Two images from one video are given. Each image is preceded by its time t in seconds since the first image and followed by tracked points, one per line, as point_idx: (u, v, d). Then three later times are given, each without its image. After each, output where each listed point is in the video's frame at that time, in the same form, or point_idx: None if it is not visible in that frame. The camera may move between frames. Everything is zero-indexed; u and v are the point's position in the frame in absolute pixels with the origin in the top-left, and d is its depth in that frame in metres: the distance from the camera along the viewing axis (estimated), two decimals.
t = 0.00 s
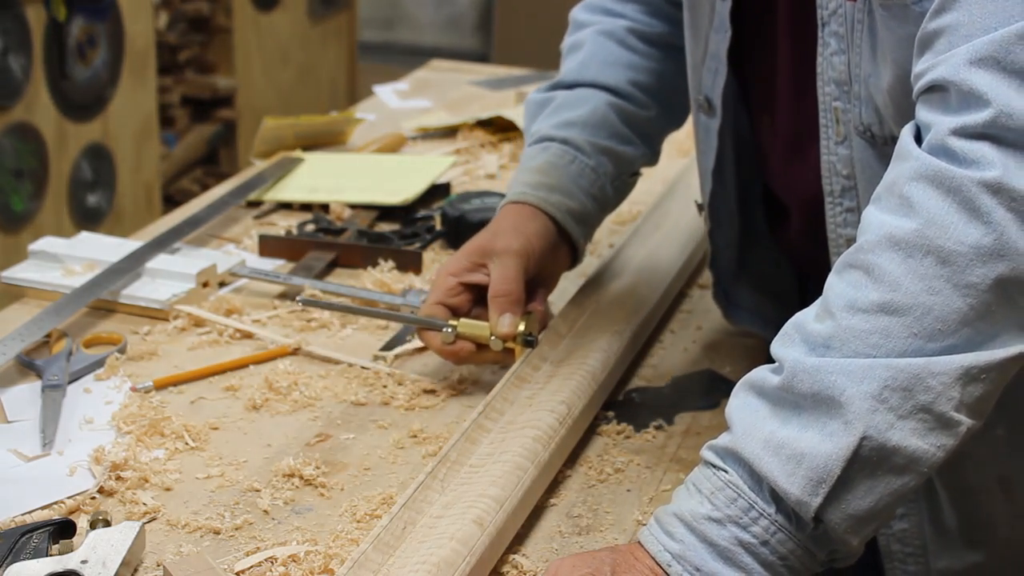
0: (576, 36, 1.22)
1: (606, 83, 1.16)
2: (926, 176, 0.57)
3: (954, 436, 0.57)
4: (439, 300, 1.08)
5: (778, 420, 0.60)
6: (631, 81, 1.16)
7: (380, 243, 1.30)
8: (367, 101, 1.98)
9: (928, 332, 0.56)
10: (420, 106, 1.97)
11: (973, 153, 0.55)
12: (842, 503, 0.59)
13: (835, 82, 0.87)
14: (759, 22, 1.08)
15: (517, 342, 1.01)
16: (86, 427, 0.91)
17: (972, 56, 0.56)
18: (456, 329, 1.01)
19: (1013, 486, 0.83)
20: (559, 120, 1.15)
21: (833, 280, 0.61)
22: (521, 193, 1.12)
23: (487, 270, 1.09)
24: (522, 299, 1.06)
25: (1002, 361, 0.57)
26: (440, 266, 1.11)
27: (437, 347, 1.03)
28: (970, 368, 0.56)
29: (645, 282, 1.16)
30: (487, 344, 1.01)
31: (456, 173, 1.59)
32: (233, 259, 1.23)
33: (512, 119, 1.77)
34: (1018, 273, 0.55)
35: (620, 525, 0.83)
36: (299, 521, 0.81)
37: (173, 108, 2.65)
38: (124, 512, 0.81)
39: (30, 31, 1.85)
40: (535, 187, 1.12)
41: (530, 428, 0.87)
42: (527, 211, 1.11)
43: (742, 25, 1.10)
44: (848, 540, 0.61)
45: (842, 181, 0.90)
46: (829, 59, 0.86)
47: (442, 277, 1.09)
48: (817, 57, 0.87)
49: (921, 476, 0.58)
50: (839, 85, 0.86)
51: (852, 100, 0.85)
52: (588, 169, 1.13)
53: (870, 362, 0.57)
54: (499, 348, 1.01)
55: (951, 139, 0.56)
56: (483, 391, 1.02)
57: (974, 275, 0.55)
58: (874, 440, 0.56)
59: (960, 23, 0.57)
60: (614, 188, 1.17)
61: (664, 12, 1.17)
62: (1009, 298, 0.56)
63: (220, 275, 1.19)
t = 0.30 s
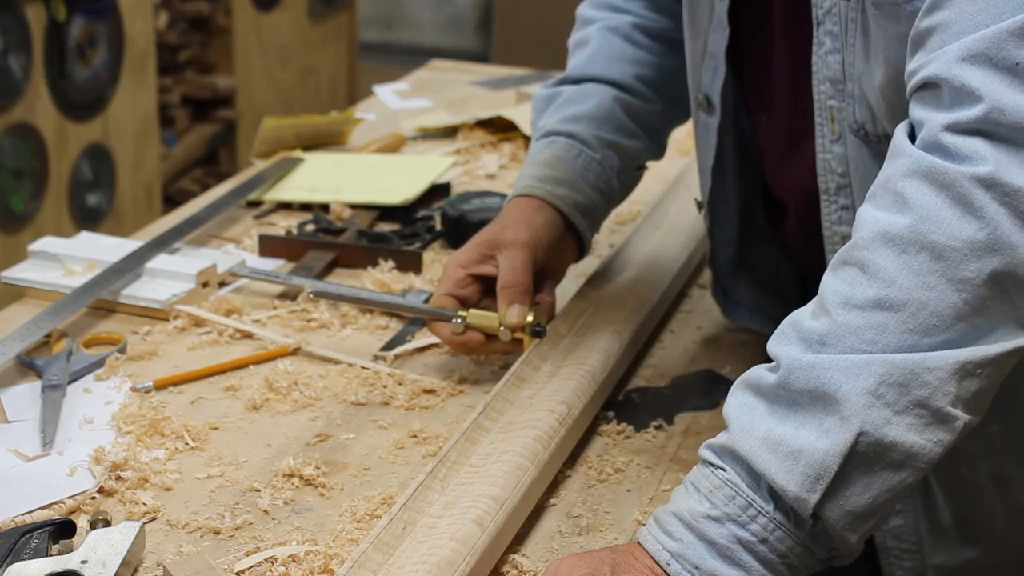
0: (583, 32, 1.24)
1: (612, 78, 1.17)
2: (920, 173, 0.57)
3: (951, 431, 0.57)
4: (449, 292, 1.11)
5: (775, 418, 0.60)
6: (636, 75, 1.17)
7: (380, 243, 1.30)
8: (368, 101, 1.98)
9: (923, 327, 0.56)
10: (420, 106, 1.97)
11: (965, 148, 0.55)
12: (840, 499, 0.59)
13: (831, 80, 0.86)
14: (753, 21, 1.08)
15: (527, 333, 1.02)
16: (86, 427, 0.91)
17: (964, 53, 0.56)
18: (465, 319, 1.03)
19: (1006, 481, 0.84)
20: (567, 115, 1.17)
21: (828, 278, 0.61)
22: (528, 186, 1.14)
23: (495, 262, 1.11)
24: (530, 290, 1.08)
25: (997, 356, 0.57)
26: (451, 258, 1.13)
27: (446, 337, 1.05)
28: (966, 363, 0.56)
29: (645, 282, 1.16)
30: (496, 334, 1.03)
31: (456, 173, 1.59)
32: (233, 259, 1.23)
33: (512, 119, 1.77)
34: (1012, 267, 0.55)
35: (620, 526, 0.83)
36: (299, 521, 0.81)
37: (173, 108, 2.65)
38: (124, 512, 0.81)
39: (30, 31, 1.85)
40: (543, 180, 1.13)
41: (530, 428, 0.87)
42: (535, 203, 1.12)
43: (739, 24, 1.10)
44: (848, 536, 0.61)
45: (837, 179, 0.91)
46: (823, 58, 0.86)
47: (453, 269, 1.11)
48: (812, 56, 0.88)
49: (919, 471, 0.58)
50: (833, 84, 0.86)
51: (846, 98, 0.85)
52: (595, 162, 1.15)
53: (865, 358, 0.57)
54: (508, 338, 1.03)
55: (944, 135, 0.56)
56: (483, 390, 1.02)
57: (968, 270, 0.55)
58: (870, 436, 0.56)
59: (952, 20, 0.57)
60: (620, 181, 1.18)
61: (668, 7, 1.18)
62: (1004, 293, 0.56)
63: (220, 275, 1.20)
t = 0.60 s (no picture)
0: (590, 26, 1.27)
1: (619, 71, 1.20)
2: (913, 169, 0.57)
3: (947, 426, 0.57)
4: (461, 280, 1.13)
5: (771, 414, 0.60)
6: (642, 67, 1.20)
7: (380, 243, 1.30)
8: (368, 101, 1.98)
9: (918, 321, 0.56)
10: (421, 106, 1.97)
11: (957, 144, 0.56)
12: (837, 494, 0.59)
13: (823, 79, 0.87)
14: (745, 18, 1.08)
15: (538, 320, 1.05)
16: (86, 427, 0.91)
17: (955, 50, 0.56)
18: (478, 307, 1.05)
19: (999, 478, 0.83)
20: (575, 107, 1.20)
21: (823, 275, 0.61)
22: (537, 177, 1.16)
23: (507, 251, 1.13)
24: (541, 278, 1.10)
25: (993, 350, 0.57)
26: (464, 246, 1.16)
27: (458, 325, 1.07)
28: (961, 357, 0.56)
29: (643, 281, 1.16)
30: (508, 322, 1.05)
31: (456, 173, 1.59)
32: (233, 259, 1.23)
33: (512, 119, 1.77)
34: (1006, 261, 0.55)
35: (620, 526, 0.83)
36: (299, 521, 0.81)
37: (173, 108, 2.65)
38: (124, 512, 0.81)
39: (30, 31, 1.85)
40: (551, 171, 1.16)
41: (530, 428, 0.87)
42: (544, 193, 1.15)
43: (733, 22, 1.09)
44: (846, 533, 0.60)
45: (830, 176, 0.91)
46: (816, 58, 0.86)
47: (464, 258, 1.13)
48: (805, 56, 0.88)
49: (916, 467, 0.58)
50: (827, 83, 0.86)
51: (839, 97, 0.85)
52: (603, 153, 1.17)
53: (860, 353, 0.57)
54: (520, 326, 1.05)
55: (936, 132, 0.57)
56: (483, 390, 1.02)
57: (962, 264, 0.55)
58: (866, 431, 0.56)
59: (942, 19, 0.57)
60: (628, 171, 1.21)
61: None
62: (999, 287, 0.56)
63: (220, 275, 1.20)
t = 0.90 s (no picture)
0: (598, 18, 1.29)
1: (627, 62, 1.22)
2: (907, 164, 0.57)
3: (944, 419, 0.57)
4: (475, 268, 1.14)
5: (769, 410, 0.60)
6: (650, 58, 1.22)
7: (380, 243, 1.30)
8: (368, 101, 1.98)
9: (913, 314, 0.56)
10: (420, 106, 1.97)
11: (949, 140, 0.56)
12: (836, 488, 0.59)
13: (819, 78, 0.86)
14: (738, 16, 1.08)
15: (550, 306, 1.07)
16: (86, 427, 0.91)
17: (946, 48, 0.56)
18: (492, 293, 1.06)
19: (995, 470, 0.83)
20: (584, 97, 1.22)
21: (820, 271, 0.61)
22: (548, 166, 1.18)
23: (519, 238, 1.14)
24: (553, 266, 1.12)
25: (990, 343, 0.57)
26: (477, 235, 1.17)
27: (472, 311, 1.08)
28: (957, 350, 0.56)
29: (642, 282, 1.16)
30: (521, 308, 1.06)
31: (456, 173, 1.59)
32: (233, 259, 1.23)
33: (512, 119, 1.77)
34: (1001, 253, 0.54)
35: (620, 526, 0.83)
36: (299, 521, 0.81)
37: (173, 108, 2.65)
38: (124, 512, 0.81)
39: (30, 31, 1.85)
40: (562, 160, 1.18)
41: (530, 428, 0.87)
42: (555, 182, 1.17)
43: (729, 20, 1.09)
44: (846, 528, 0.60)
45: (825, 175, 0.92)
46: (811, 57, 0.86)
47: (478, 245, 1.15)
48: (802, 54, 0.88)
49: (914, 460, 0.57)
50: (822, 81, 0.86)
51: (835, 96, 0.85)
52: (613, 143, 1.19)
53: (855, 347, 0.57)
54: (532, 312, 1.07)
55: (928, 128, 0.57)
56: (483, 389, 1.02)
57: (956, 257, 0.55)
58: (862, 424, 0.56)
59: (934, 17, 0.57)
60: (638, 160, 1.22)
61: None
62: (995, 280, 0.55)
63: (220, 275, 1.20)
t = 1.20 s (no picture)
0: (607, 9, 1.29)
1: (635, 55, 1.23)
2: (903, 158, 0.57)
3: (943, 413, 0.57)
4: (485, 259, 1.17)
5: (768, 405, 0.60)
6: (658, 51, 1.23)
7: (380, 243, 1.30)
8: (368, 101, 1.98)
9: (910, 307, 0.56)
10: (420, 106, 1.97)
11: (945, 134, 0.56)
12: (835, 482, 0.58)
13: (821, 76, 0.86)
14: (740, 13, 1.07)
15: (559, 296, 1.10)
16: (86, 427, 0.91)
17: (942, 45, 0.56)
18: (502, 283, 1.10)
19: (999, 464, 0.84)
20: (593, 90, 1.24)
21: (816, 267, 0.61)
22: (556, 159, 1.21)
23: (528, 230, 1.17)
24: (562, 256, 1.15)
25: (987, 336, 0.56)
26: (486, 227, 1.20)
27: (483, 302, 1.12)
28: (954, 343, 0.56)
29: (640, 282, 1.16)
30: (530, 298, 1.10)
31: (456, 173, 1.59)
32: (233, 259, 1.23)
33: (512, 119, 1.77)
34: (997, 245, 0.54)
35: (620, 526, 0.83)
36: (299, 521, 0.81)
37: (173, 108, 2.65)
38: (124, 512, 0.81)
39: (30, 31, 1.85)
40: (569, 154, 1.21)
41: (530, 428, 0.87)
42: (563, 175, 1.20)
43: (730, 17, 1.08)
44: (846, 524, 0.60)
45: (828, 171, 0.91)
46: (814, 55, 0.85)
47: (487, 237, 1.18)
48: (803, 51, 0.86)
49: (913, 455, 0.57)
50: (824, 79, 0.85)
51: (837, 94, 0.85)
52: (620, 135, 1.21)
53: (852, 340, 0.57)
54: (542, 301, 1.10)
55: (924, 122, 0.57)
56: (483, 389, 1.02)
57: (953, 249, 0.55)
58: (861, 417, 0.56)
59: (930, 13, 0.57)
60: (644, 152, 1.24)
61: None
62: (991, 273, 0.55)
63: (220, 275, 1.20)
